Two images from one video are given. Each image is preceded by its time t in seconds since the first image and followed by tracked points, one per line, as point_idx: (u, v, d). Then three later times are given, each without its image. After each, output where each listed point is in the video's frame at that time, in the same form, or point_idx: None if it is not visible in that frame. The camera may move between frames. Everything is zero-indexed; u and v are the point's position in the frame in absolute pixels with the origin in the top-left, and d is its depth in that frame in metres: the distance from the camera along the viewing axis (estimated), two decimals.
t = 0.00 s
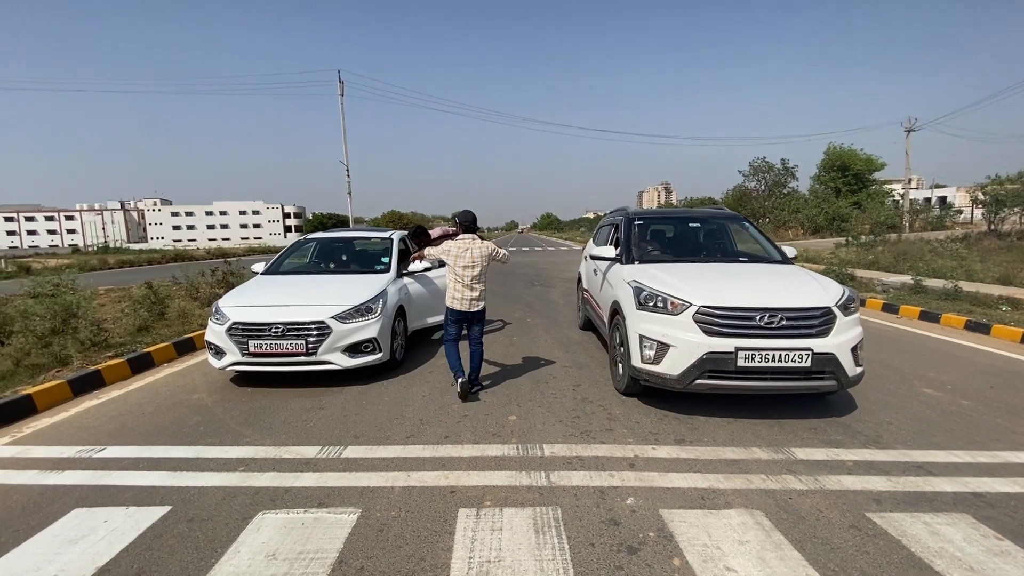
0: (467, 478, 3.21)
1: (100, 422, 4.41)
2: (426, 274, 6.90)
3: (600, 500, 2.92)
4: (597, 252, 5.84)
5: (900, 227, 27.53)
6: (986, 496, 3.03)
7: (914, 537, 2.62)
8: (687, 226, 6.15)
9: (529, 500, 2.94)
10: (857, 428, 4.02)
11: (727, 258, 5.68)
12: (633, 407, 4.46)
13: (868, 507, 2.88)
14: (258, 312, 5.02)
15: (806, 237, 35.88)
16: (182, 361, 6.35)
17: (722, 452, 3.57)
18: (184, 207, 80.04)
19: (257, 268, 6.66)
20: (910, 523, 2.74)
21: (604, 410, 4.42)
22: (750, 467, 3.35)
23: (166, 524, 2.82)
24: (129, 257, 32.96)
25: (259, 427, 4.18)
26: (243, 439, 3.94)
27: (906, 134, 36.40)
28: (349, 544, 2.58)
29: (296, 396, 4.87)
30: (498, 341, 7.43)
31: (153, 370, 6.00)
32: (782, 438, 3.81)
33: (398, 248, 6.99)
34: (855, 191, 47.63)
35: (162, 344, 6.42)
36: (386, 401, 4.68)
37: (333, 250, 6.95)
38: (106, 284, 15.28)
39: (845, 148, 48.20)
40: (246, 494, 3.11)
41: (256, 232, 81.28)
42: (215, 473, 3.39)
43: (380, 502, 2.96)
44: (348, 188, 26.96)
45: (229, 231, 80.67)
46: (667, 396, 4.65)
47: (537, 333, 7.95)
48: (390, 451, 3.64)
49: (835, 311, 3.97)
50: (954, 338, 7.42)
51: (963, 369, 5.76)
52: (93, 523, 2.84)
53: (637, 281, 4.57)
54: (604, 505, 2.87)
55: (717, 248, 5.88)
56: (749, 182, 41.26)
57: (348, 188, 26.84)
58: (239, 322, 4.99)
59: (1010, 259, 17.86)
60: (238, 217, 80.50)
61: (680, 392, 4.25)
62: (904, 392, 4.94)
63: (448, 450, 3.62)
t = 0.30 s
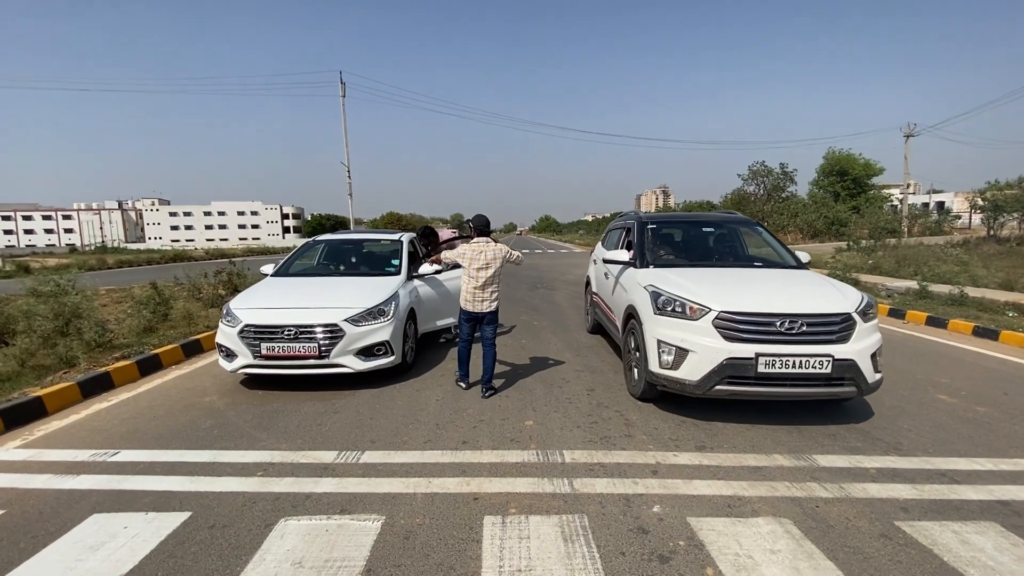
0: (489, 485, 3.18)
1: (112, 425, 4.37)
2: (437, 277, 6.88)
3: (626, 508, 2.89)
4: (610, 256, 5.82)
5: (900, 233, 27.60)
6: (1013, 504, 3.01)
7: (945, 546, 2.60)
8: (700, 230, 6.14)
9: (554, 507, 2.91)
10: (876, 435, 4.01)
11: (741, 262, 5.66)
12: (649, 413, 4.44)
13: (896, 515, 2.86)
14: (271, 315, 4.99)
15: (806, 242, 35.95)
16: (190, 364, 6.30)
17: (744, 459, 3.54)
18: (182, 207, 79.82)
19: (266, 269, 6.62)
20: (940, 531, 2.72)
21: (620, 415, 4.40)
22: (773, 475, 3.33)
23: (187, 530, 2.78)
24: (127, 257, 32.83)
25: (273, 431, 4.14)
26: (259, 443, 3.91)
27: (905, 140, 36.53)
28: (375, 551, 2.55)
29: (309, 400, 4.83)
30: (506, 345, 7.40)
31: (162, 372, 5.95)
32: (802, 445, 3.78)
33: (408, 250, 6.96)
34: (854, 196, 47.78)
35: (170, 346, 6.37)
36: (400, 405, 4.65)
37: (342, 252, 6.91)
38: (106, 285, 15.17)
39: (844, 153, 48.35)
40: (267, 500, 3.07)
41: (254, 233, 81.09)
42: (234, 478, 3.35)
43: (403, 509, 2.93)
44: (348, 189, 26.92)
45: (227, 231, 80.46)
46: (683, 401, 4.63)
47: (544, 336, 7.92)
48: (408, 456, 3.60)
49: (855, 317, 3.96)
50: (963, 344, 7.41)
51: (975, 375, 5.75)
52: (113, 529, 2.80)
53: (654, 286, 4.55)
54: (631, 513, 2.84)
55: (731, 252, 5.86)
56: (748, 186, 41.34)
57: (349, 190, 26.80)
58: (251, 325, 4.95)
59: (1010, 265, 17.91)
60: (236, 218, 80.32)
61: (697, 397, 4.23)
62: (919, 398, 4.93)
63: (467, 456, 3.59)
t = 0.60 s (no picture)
0: (500, 487, 3.15)
1: (112, 423, 4.29)
2: (439, 276, 6.84)
3: (640, 512, 2.87)
4: (615, 257, 5.80)
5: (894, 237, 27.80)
6: None
7: (962, 551, 2.59)
8: (704, 232, 6.14)
9: (567, 510, 2.88)
10: (884, 439, 4.00)
11: (746, 264, 5.65)
12: (656, 415, 4.41)
13: (910, 520, 2.85)
14: (273, 313, 4.93)
15: (800, 245, 36.16)
16: (189, 362, 6.22)
17: (754, 462, 3.53)
18: (175, 204, 79.23)
19: (267, 267, 6.55)
20: (955, 536, 2.71)
21: (627, 417, 4.37)
22: (784, 478, 3.31)
23: (193, 533, 2.72)
24: (119, 253, 32.52)
25: (277, 431, 4.08)
26: (263, 443, 3.85)
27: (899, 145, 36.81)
28: (388, 555, 2.51)
29: (312, 400, 4.78)
30: (508, 345, 7.36)
31: (161, 371, 5.87)
32: (811, 448, 3.77)
33: (411, 249, 6.91)
34: (848, 200, 48.11)
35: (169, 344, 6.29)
36: (405, 406, 4.61)
37: (344, 251, 6.86)
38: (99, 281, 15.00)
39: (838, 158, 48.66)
40: (274, 501, 3.02)
41: (248, 231, 80.58)
42: (239, 478, 3.30)
43: (414, 511, 2.89)
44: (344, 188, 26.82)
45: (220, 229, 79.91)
46: (690, 404, 4.61)
47: (546, 337, 7.89)
48: (416, 458, 3.56)
49: (864, 321, 3.96)
50: (962, 348, 7.45)
51: (977, 380, 5.77)
52: (118, 531, 2.74)
53: (662, 287, 4.53)
54: (645, 517, 2.81)
55: (735, 254, 5.85)
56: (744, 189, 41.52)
57: (345, 189, 26.71)
58: (254, 323, 4.89)
59: (1003, 270, 18.06)
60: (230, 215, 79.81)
61: (705, 400, 4.21)
62: (923, 402, 4.93)
63: (476, 458, 3.55)
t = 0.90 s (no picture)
0: (499, 488, 3.14)
1: (108, 421, 4.27)
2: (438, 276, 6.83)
3: (639, 515, 2.86)
4: (615, 258, 5.80)
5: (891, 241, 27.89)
6: (1022, 514, 3.02)
7: (960, 556, 2.59)
8: (704, 234, 6.15)
9: (567, 512, 2.88)
10: (882, 443, 4.01)
11: (746, 268, 5.66)
12: (655, 417, 4.42)
13: (909, 524, 2.85)
14: (272, 311, 4.92)
15: (797, 248, 36.24)
16: (186, 360, 6.19)
17: (753, 465, 3.53)
18: (172, 201, 78.95)
19: (265, 265, 6.53)
20: (953, 541, 2.72)
21: (626, 418, 4.37)
22: (783, 482, 3.31)
23: (191, 532, 2.71)
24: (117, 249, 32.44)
25: (275, 430, 4.07)
26: (261, 443, 3.84)
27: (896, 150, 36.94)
28: (387, 556, 2.50)
29: (310, 399, 4.77)
30: (506, 346, 7.35)
31: (158, 369, 5.83)
32: (809, 452, 3.78)
33: (410, 249, 6.90)
34: (845, 204, 48.27)
35: (166, 342, 6.26)
36: (403, 406, 4.59)
37: (343, 249, 6.84)
38: (96, 278, 14.93)
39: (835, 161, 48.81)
40: (272, 501, 3.00)
41: (245, 228, 80.34)
42: (237, 478, 3.28)
43: (413, 512, 2.88)
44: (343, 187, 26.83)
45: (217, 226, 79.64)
46: (688, 407, 4.61)
47: (544, 338, 7.89)
48: (415, 459, 3.55)
49: (863, 325, 3.97)
50: (959, 353, 7.47)
51: (974, 385, 5.79)
52: (115, 530, 2.72)
53: (662, 290, 4.53)
54: (644, 520, 2.81)
55: (735, 257, 5.86)
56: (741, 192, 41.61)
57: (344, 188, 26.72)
58: (252, 322, 4.87)
59: (999, 275, 18.12)
60: (227, 213, 79.56)
61: (704, 402, 4.22)
62: (920, 406, 4.95)
63: (474, 458, 3.55)
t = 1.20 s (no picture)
0: (488, 488, 3.16)
1: (101, 419, 4.27)
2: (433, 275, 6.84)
3: (627, 515, 2.88)
4: (609, 259, 5.82)
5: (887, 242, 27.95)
6: (1006, 515, 3.05)
7: (943, 556, 2.62)
8: (698, 235, 6.17)
9: (555, 512, 2.90)
10: (871, 444, 4.04)
11: (739, 269, 5.68)
12: (646, 417, 4.44)
13: (894, 525, 2.88)
14: (266, 310, 4.92)
15: (794, 249, 36.27)
16: (180, 358, 6.20)
17: (742, 465, 3.55)
18: (170, 197, 78.76)
19: (260, 264, 6.53)
20: (937, 542, 2.75)
21: (617, 419, 4.39)
22: (771, 482, 3.34)
23: (180, 531, 2.72)
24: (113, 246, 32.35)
25: (267, 429, 4.08)
26: (253, 441, 3.85)
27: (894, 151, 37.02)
28: (375, 555, 2.52)
29: (303, 398, 4.78)
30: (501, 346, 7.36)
31: (151, 367, 5.84)
32: (798, 452, 3.80)
33: (405, 248, 6.91)
34: (843, 204, 48.36)
35: (160, 340, 6.26)
36: (396, 405, 4.61)
37: (338, 248, 6.84)
38: (91, 275, 14.90)
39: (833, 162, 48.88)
40: (262, 500, 3.02)
41: (242, 225, 80.19)
42: (228, 476, 3.30)
43: (402, 511, 2.89)
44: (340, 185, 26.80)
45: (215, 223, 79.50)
46: (680, 407, 4.64)
47: (539, 338, 7.91)
48: (406, 458, 3.57)
49: (853, 327, 3.99)
50: (951, 354, 7.51)
51: (964, 386, 5.83)
52: (104, 528, 2.73)
53: (654, 290, 4.55)
54: (632, 519, 2.83)
55: (729, 258, 5.88)
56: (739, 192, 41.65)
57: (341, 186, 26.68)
58: (246, 320, 4.88)
59: (994, 276, 18.18)
60: (225, 210, 79.41)
61: (694, 403, 4.24)
62: (910, 407, 4.98)
63: (465, 458, 3.57)
